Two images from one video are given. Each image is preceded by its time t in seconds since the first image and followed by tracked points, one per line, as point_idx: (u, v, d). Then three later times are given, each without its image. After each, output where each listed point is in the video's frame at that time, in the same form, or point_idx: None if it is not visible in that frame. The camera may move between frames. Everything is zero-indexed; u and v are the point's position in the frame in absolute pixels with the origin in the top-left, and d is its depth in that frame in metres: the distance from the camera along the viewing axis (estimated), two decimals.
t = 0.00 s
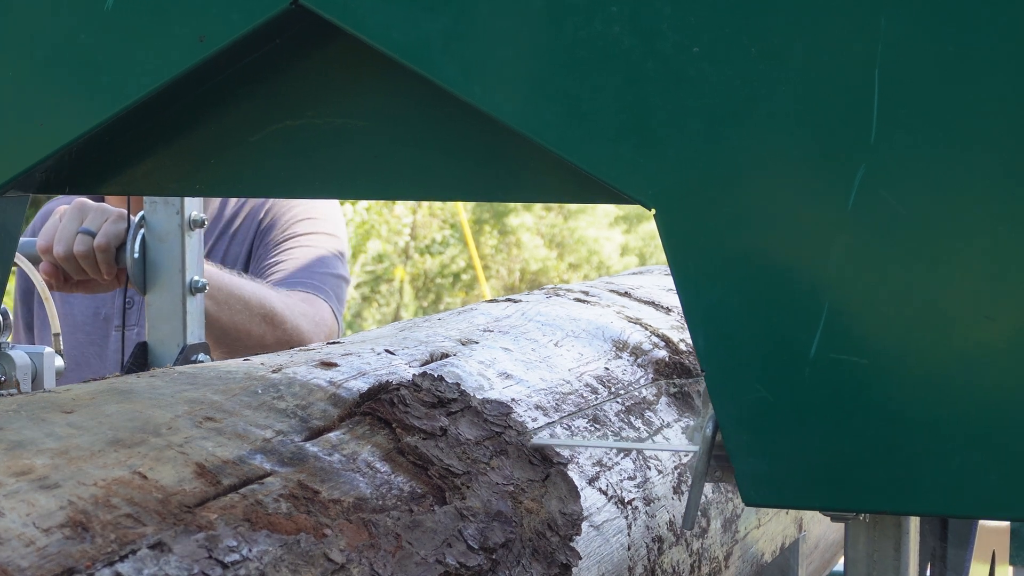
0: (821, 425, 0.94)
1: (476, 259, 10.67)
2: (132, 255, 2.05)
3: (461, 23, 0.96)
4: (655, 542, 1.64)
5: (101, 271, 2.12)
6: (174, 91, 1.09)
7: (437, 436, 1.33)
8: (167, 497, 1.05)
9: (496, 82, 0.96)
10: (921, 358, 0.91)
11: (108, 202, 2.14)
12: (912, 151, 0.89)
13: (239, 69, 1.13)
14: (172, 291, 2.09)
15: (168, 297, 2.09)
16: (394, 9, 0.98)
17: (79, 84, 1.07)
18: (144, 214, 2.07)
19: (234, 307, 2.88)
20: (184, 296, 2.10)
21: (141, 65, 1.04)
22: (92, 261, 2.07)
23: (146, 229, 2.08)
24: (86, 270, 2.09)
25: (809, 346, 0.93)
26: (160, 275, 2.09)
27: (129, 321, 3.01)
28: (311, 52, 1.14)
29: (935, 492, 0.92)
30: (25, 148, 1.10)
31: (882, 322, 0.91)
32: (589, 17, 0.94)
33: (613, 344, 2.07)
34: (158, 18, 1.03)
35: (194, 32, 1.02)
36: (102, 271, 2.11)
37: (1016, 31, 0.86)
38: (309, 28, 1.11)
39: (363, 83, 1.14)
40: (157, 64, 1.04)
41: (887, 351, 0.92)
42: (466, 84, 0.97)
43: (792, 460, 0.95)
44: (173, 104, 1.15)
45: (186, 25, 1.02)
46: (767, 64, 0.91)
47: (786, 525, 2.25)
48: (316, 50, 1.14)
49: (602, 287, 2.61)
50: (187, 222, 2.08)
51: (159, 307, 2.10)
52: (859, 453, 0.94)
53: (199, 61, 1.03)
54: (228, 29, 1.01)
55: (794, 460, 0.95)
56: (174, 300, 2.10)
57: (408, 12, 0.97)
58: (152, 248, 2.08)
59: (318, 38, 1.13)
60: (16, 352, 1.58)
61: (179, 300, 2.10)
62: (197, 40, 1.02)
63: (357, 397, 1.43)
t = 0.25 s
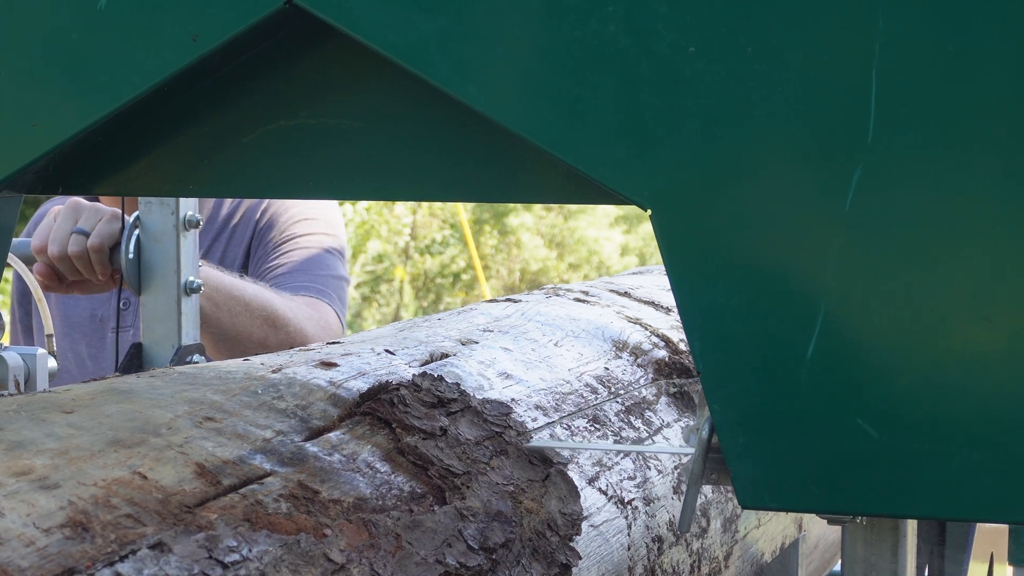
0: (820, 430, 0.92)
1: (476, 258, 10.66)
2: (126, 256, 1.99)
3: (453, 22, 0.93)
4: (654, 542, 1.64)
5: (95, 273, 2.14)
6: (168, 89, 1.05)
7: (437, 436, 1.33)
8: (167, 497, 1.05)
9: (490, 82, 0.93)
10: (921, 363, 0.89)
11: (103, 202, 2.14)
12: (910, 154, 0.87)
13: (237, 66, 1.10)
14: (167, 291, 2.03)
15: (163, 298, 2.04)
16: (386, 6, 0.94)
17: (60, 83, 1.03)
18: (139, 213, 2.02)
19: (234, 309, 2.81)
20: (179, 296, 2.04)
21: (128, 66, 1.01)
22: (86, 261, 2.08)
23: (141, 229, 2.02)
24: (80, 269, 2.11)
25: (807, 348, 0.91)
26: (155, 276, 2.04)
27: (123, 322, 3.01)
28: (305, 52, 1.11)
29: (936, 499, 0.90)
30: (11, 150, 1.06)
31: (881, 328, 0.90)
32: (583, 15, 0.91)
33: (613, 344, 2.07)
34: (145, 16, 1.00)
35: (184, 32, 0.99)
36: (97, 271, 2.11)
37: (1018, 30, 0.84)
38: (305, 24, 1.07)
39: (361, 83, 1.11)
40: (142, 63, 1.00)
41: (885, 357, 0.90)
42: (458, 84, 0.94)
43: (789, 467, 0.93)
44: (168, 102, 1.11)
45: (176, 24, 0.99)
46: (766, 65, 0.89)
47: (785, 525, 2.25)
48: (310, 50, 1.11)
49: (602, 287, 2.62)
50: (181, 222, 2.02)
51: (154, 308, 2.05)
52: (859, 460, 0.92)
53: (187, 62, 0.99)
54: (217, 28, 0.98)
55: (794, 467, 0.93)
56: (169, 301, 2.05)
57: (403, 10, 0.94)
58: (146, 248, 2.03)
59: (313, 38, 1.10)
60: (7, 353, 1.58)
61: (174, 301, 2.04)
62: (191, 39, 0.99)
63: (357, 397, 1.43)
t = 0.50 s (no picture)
0: (813, 431, 0.92)
1: (476, 258, 10.65)
2: (121, 256, 1.99)
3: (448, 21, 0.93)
4: (655, 542, 1.64)
5: (88, 274, 2.12)
6: (159, 89, 1.05)
7: (437, 436, 1.33)
8: (167, 497, 1.05)
9: (485, 82, 0.93)
10: (915, 364, 0.89)
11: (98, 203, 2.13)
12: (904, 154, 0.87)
13: (228, 66, 1.09)
14: (161, 292, 2.01)
15: (157, 298, 2.02)
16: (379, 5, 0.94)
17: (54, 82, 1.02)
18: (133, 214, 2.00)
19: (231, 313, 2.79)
20: (173, 297, 2.03)
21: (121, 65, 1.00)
22: (79, 262, 2.07)
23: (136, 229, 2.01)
24: (73, 270, 2.09)
25: (801, 350, 0.91)
26: (150, 277, 2.02)
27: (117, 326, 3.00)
28: (298, 51, 1.10)
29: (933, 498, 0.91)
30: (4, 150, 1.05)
31: (874, 328, 0.90)
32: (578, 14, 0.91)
33: (613, 344, 2.07)
34: (138, 15, 0.99)
35: (177, 32, 0.99)
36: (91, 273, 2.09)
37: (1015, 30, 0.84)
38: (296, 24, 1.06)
39: (355, 84, 1.10)
40: (136, 62, 1.00)
41: (878, 359, 0.90)
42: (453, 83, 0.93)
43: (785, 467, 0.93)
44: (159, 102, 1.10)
45: (169, 24, 0.99)
46: (761, 63, 0.88)
47: (786, 525, 2.26)
48: (303, 50, 1.10)
49: (601, 287, 2.62)
50: (177, 223, 2.00)
51: (148, 309, 2.03)
52: (856, 460, 0.92)
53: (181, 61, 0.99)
54: (211, 28, 0.98)
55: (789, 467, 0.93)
56: (164, 301, 2.02)
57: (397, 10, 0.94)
58: (141, 248, 2.01)
59: (305, 38, 1.09)
60: None
61: (168, 301, 2.02)
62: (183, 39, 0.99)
63: (357, 397, 1.42)
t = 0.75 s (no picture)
0: (811, 435, 0.91)
1: (476, 258, 10.64)
2: (115, 257, 1.97)
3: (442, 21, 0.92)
4: (655, 542, 1.64)
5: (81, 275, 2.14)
6: (151, 88, 1.04)
7: (437, 436, 1.33)
8: (167, 497, 1.05)
9: (481, 83, 0.93)
10: (913, 365, 0.89)
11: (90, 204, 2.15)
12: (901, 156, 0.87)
13: (219, 66, 1.08)
14: (155, 293, 2.00)
15: (151, 300, 2.01)
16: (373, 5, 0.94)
17: (47, 81, 1.02)
18: (126, 215, 1.98)
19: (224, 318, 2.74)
20: (167, 298, 2.02)
21: (114, 65, 1.00)
22: (73, 262, 2.09)
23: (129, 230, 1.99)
24: (67, 270, 2.11)
25: (798, 352, 0.91)
26: (144, 278, 2.00)
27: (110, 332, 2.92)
28: (290, 50, 1.09)
29: (933, 503, 0.90)
30: None
31: (872, 330, 0.89)
32: (573, 13, 0.90)
33: (613, 344, 2.07)
34: (131, 14, 0.99)
35: (170, 31, 0.98)
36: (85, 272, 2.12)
37: (1010, 30, 0.84)
38: (288, 22, 1.06)
39: (347, 83, 1.09)
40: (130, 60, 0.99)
41: (875, 359, 0.89)
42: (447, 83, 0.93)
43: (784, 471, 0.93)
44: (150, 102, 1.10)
45: (162, 23, 0.98)
46: (757, 63, 0.88)
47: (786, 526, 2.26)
48: (294, 49, 1.09)
49: (601, 287, 2.62)
50: (171, 223, 1.99)
51: (142, 310, 2.01)
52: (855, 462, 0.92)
53: (175, 61, 0.99)
54: (204, 27, 0.98)
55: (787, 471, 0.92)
56: (158, 303, 2.02)
57: (391, 10, 0.94)
58: (135, 249, 1.99)
59: (297, 37, 1.09)
60: None
61: (162, 303, 2.01)
62: (175, 38, 0.98)
63: (357, 397, 1.42)
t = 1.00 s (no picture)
0: (808, 440, 0.90)
1: (477, 258, 10.64)
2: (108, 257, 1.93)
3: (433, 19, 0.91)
4: (655, 542, 1.64)
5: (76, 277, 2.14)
6: (140, 88, 1.03)
7: (437, 436, 1.33)
8: (167, 497, 1.05)
9: (474, 83, 0.91)
10: (911, 369, 0.87)
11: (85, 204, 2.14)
12: (902, 157, 0.85)
13: (210, 67, 1.07)
14: (149, 293, 1.95)
15: (145, 300, 1.96)
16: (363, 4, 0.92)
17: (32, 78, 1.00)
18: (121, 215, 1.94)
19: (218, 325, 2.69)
20: (162, 299, 1.97)
21: (103, 65, 0.98)
22: (68, 263, 2.07)
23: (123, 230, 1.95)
24: (62, 271, 2.10)
25: (794, 355, 0.90)
26: (137, 279, 1.96)
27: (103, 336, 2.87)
28: (281, 50, 1.08)
29: (933, 507, 0.89)
30: None
31: (871, 333, 0.87)
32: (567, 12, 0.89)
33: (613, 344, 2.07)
34: (120, 13, 0.97)
35: (158, 31, 0.97)
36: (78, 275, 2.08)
37: (1013, 27, 0.82)
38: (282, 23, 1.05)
39: (339, 83, 1.08)
40: (118, 59, 0.98)
41: (876, 363, 0.88)
42: (438, 82, 0.92)
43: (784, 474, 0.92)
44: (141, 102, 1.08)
45: (152, 23, 0.97)
46: (755, 63, 0.86)
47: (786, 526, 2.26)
48: (286, 49, 1.08)
49: (601, 286, 2.62)
50: (165, 223, 1.94)
51: (136, 310, 1.97)
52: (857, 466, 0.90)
53: (165, 62, 0.97)
54: (192, 27, 0.96)
55: (785, 475, 0.91)
56: (152, 304, 1.97)
57: (383, 9, 0.92)
58: (128, 250, 1.95)
59: (288, 36, 1.07)
60: None
61: (156, 304, 1.96)
62: (169, 37, 0.97)
63: (357, 398, 1.42)
